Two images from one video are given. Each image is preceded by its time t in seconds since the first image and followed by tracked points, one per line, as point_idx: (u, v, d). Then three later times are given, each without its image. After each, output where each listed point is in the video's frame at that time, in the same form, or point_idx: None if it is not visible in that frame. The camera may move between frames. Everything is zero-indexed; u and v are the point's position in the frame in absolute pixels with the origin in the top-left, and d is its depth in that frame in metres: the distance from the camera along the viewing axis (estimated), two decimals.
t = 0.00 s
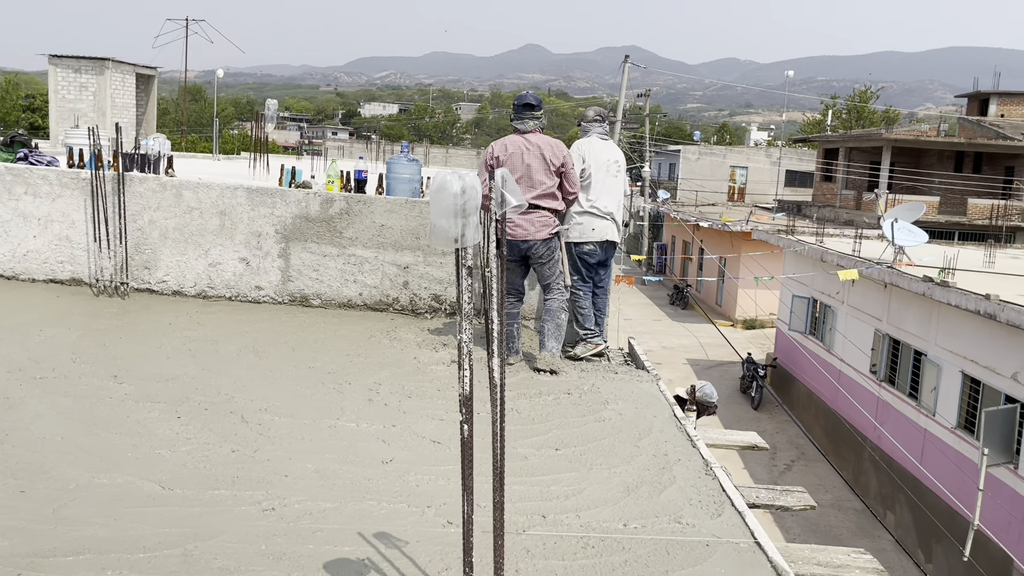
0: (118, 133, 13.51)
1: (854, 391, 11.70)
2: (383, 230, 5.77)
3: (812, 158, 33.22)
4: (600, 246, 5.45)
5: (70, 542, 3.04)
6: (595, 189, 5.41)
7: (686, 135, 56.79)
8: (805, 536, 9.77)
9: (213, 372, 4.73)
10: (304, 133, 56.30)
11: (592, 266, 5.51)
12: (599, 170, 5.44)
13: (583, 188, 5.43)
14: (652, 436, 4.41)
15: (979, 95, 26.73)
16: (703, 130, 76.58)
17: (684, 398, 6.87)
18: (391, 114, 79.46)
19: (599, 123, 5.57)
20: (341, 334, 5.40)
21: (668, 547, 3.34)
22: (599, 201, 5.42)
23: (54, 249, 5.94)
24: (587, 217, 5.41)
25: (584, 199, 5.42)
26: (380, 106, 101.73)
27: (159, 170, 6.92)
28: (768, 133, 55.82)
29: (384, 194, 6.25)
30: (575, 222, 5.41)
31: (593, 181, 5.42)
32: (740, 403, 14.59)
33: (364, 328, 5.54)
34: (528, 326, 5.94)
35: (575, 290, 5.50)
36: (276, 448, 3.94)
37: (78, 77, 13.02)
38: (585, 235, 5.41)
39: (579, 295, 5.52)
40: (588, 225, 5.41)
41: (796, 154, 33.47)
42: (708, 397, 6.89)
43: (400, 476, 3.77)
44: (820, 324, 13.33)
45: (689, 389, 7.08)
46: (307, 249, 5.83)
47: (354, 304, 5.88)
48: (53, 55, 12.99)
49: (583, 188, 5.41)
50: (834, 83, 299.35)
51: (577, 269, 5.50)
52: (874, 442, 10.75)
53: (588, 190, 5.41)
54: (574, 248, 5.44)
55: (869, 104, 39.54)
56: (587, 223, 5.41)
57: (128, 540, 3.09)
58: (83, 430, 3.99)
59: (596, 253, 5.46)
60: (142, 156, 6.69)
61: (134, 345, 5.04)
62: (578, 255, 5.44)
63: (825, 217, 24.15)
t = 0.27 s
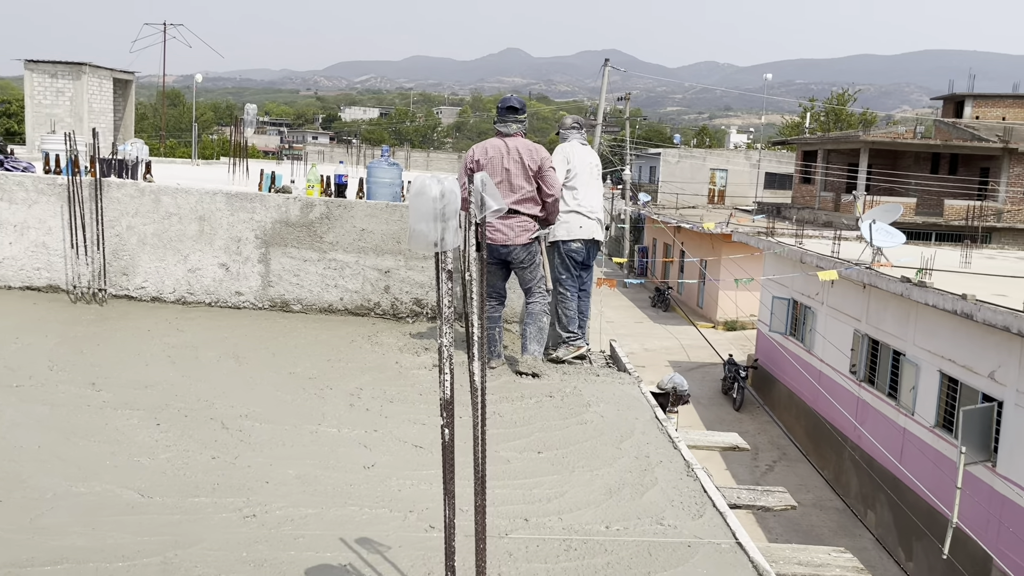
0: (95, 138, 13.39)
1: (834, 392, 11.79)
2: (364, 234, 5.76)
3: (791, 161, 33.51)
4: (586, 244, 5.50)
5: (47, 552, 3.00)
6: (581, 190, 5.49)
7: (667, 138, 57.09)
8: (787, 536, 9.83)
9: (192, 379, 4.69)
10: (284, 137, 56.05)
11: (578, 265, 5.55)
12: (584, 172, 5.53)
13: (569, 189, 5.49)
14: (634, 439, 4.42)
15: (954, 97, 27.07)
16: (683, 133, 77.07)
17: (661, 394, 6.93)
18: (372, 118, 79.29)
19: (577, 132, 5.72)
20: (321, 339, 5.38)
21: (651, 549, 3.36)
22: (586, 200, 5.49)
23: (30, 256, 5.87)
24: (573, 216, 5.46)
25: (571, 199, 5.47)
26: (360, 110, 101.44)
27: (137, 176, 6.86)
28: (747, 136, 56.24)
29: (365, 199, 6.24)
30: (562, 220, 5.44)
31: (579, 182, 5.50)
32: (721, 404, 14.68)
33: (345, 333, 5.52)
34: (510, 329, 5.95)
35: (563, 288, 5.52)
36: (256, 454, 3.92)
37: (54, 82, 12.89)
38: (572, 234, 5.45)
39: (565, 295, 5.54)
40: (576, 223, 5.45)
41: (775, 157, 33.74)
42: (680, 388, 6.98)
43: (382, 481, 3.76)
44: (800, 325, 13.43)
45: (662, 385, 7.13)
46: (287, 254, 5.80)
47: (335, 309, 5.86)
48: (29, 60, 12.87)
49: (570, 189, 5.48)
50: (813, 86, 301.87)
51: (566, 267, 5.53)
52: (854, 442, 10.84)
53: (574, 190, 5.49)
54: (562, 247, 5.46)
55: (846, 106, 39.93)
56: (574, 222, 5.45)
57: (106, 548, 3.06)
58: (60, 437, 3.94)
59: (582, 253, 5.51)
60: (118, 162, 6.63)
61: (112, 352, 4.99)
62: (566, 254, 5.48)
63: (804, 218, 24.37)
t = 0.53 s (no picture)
0: (70, 148, 13.26)
1: (813, 395, 11.89)
2: (343, 242, 5.75)
3: (768, 165, 33.80)
4: (568, 245, 5.55)
5: (25, 567, 2.96)
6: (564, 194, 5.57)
7: (646, 143, 57.37)
8: (769, 539, 9.88)
9: (171, 389, 4.65)
10: (262, 145, 55.73)
11: (561, 266, 5.59)
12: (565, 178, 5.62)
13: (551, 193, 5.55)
14: (616, 443, 4.44)
15: (927, 102, 27.42)
16: (662, 139, 77.49)
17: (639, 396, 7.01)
18: (351, 125, 79.06)
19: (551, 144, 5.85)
20: (301, 348, 5.35)
21: (634, 554, 3.36)
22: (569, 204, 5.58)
23: (4, 266, 5.78)
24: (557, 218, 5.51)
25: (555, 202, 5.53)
26: (339, 117, 101.08)
27: (113, 185, 6.80)
28: (725, 141, 56.65)
29: (344, 207, 6.23)
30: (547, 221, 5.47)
31: (561, 187, 5.58)
32: (702, 408, 14.75)
33: (325, 341, 5.50)
34: (491, 335, 5.95)
35: (548, 289, 5.56)
36: (236, 465, 3.89)
37: (28, 91, 12.75)
38: (556, 234, 5.50)
39: (549, 297, 5.57)
40: (560, 224, 5.50)
41: (752, 161, 34.01)
42: (653, 386, 7.06)
43: (364, 489, 3.74)
44: (779, 328, 13.53)
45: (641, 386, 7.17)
46: (266, 263, 5.77)
47: (315, 317, 5.83)
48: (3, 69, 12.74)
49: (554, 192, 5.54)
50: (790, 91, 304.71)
51: (550, 267, 5.56)
52: (834, 444, 10.93)
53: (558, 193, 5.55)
54: (546, 247, 5.49)
55: (822, 111, 40.35)
56: (559, 223, 5.50)
57: (85, 562, 3.02)
58: (37, 450, 3.89)
59: (564, 254, 5.55)
60: (94, 171, 6.57)
61: (89, 363, 4.94)
62: (550, 255, 5.51)
63: (782, 223, 24.58)
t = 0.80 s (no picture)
0: (44, 159, 13.13)
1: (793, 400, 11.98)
2: (322, 252, 5.73)
3: (745, 172, 34.09)
4: (550, 248, 5.59)
5: None
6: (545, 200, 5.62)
7: (624, 151, 57.68)
8: (751, 544, 9.93)
9: (149, 403, 4.60)
10: (240, 155, 55.42)
11: (543, 269, 5.62)
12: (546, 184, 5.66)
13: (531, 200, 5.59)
14: (597, 451, 4.45)
15: (901, 108, 27.77)
16: (640, 146, 77.90)
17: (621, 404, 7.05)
18: (329, 134, 78.83)
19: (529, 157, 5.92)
20: (280, 359, 5.32)
21: (615, 561, 3.37)
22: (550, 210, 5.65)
23: None
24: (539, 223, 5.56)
25: (537, 208, 5.58)
26: (317, 126, 100.75)
27: (88, 197, 6.74)
28: (702, 149, 57.04)
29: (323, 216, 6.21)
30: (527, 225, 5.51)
31: (541, 193, 5.62)
32: (683, 414, 14.81)
33: (304, 352, 5.47)
34: (473, 344, 5.95)
35: (531, 292, 5.55)
36: (215, 478, 3.86)
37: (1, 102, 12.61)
38: (537, 237, 5.54)
39: (533, 300, 5.57)
40: (540, 228, 5.55)
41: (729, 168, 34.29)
42: (634, 393, 7.08)
43: (344, 501, 3.72)
44: (758, 334, 13.63)
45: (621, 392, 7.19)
46: (245, 274, 5.74)
47: (294, 328, 5.80)
48: None
49: (533, 198, 5.58)
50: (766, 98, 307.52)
51: (533, 270, 5.56)
52: (813, 448, 11.01)
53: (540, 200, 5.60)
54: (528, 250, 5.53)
55: (798, 119, 40.75)
56: (541, 227, 5.55)
57: None
58: (11, 466, 3.84)
59: (546, 256, 5.58)
60: (69, 183, 6.51)
61: (65, 377, 4.88)
62: (532, 258, 5.54)
63: (760, 229, 24.78)
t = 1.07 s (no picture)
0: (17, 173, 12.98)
1: (773, 407, 12.05)
2: (300, 265, 5.69)
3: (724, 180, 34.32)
4: (530, 256, 5.61)
5: None
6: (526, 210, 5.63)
7: (604, 159, 57.92)
8: (733, 551, 9.95)
9: (124, 421, 4.54)
10: (218, 165, 55.12)
11: (525, 278, 5.64)
12: (525, 194, 5.68)
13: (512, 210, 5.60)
14: (578, 463, 4.44)
15: (875, 116, 28.08)
16: (620, 154, 78.23)
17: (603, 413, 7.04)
18: (308, 144, 78.58)
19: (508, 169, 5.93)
20: (258, 374, 5.28)
21: None
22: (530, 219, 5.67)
23: None
24: (521, 233, 5.56)
25: (519, 218, 5.59)
26: (296, 136, 100.35)
27: (61, 213, 6.66)
28: (682, 157, 57.37)
29: (301, 229, 6.17)
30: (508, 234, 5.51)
31: (521, 203, 5.62)
32: (664, 421, 14.85)
33: (282, 367, 5.42)
34: (453, 355, 5.93)
35: (513, 299, 5.57)
36: (191, 498, 3.80)
37: None
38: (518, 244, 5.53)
39: (514, 306, 5.59)
40: (521, 236, 5.55)
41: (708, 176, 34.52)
42: (618, 403, 7.07)
43: (323, 519, 3.68)
44: (738, 340, 13.70)
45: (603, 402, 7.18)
46: (222, 288, 5.69)
47: (272, 341, 5.75)
48: None
49: (514, 208, 5.59)
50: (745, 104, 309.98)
51: (514, 277, 5.57)
52: (793, 455, 11.07)
53: (521, 209, 5.61)
54: (509, 257, 5.53)
55: (775, 126, 41.10)
56: (523, 236, 5.54)
57: None
58: None
59: (527, 264, 5.61)
60: (41, 198, 6.43)
61: (38, 395, 4.81)
62: (514, 265, 5.56)
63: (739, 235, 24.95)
